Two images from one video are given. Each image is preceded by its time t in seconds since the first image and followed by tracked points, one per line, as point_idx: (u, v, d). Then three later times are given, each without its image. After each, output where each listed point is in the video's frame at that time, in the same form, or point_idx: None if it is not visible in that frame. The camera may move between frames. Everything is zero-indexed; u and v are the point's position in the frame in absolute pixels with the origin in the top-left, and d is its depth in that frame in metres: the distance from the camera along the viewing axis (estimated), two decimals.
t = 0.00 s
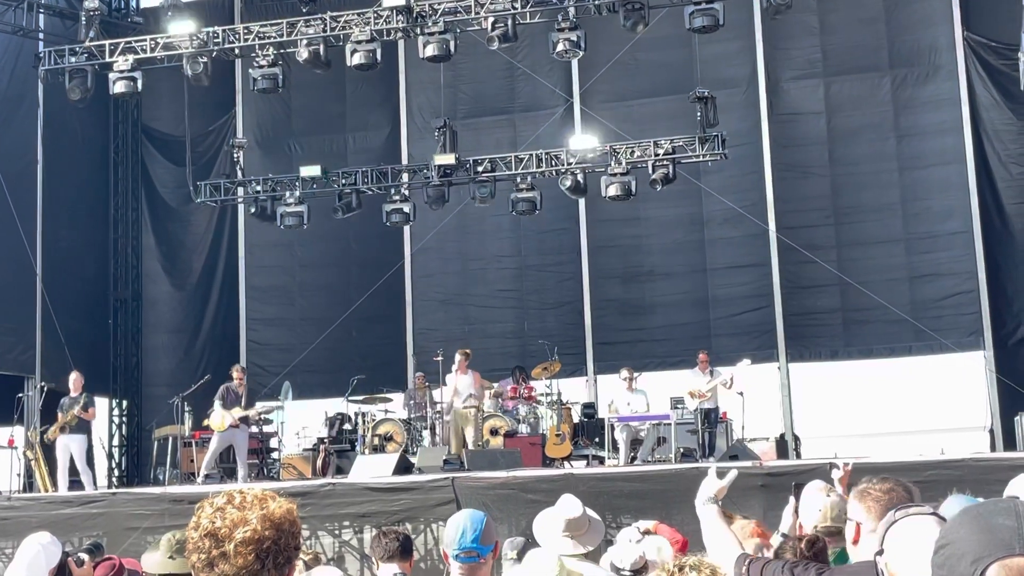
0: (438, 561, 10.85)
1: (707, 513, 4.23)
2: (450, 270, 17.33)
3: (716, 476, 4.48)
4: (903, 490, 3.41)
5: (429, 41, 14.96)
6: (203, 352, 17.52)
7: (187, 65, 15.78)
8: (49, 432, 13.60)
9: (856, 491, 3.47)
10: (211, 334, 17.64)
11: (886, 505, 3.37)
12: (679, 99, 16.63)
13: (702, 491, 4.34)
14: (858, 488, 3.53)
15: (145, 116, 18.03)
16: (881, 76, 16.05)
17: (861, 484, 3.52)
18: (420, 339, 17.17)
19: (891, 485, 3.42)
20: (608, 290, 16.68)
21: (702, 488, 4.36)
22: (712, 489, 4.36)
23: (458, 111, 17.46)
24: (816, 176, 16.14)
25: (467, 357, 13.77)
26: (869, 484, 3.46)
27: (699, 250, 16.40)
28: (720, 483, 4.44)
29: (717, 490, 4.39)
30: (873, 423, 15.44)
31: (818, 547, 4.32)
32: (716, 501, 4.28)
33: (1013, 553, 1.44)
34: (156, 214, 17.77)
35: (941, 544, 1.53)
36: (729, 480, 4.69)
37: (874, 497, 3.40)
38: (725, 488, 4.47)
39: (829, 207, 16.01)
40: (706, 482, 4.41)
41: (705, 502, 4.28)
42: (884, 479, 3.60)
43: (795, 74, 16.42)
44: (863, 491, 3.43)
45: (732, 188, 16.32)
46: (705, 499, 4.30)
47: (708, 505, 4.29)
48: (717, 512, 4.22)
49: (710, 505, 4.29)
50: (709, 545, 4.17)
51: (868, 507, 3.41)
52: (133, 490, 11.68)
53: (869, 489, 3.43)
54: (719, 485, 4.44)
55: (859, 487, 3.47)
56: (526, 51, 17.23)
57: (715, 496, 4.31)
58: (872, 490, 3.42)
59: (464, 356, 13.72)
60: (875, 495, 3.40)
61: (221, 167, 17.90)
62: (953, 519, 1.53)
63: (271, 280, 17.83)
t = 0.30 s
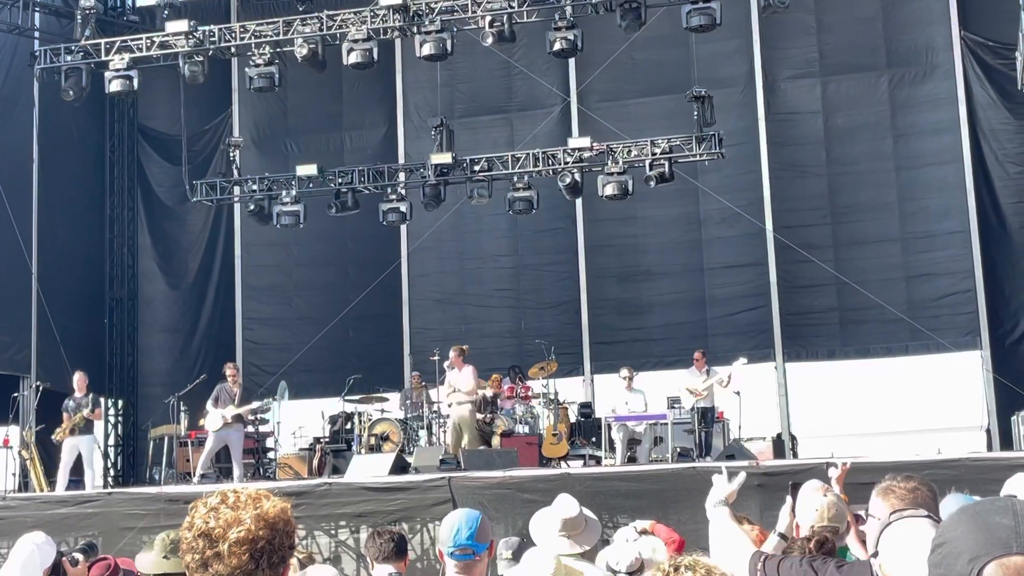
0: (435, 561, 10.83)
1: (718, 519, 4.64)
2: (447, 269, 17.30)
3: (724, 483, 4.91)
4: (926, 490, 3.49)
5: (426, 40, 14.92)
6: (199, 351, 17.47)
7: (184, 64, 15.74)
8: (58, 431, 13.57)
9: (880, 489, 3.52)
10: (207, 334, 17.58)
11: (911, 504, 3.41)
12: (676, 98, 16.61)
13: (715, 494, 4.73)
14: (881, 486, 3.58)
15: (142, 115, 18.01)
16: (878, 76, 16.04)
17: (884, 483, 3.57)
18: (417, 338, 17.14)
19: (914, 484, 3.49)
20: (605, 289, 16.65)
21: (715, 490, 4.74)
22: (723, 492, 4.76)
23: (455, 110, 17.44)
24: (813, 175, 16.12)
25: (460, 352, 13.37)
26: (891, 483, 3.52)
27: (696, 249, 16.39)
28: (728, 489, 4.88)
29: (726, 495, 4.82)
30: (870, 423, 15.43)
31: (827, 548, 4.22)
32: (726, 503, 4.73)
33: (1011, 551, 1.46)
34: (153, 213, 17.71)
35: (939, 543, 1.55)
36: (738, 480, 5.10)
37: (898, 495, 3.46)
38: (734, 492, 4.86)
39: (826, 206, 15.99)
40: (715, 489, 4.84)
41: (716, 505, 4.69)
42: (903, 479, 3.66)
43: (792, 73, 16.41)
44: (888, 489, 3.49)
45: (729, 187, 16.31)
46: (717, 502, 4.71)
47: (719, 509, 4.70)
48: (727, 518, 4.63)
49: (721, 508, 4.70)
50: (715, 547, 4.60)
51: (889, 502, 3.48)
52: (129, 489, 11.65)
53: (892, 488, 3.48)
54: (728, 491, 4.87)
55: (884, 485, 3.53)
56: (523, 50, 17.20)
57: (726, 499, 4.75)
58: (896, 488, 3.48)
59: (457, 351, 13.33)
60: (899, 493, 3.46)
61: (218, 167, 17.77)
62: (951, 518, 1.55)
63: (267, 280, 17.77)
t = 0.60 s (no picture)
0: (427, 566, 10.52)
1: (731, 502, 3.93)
2: (439, 267, 16.94)
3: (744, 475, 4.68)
4: (937, 491, 3.36)
5: (417, 32, 14.60)
6: (186, 351, 17.07)
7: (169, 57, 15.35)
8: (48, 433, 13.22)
9: (889, 490, 3.40)
10: (193, 333, 17.16)
11: (921, 504, 3.29)
12: (673, 92, 16.28)
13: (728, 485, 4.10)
14: (890, 487, 3.45)
15: (126, 110, 17.46)
16: (879, 70, 15.72)
17: (892, 483, 3.46)
18: (409, 338, 16.80)
19: (925, 486, 3.36)
20: (601, 288, 16.32)
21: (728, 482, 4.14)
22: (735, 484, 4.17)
23: (448, 104, 17.09)
24: (813, 172, 15.81)
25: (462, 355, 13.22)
26: (901, 484, 3.40)
27: (694, 247, 16.06)
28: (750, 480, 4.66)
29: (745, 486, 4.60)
30: (870, 424, 15.14)
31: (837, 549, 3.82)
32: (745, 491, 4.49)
33: (1011, 553, 1.42)
34: (138, 211, 17.18)
35: (934, 545, 1.51)
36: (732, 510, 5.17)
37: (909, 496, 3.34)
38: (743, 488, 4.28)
39: (826, 203, 15.68)
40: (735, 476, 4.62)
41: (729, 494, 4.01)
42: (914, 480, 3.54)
43: (791, 67, 16.09)
44: (897, 489, 3.37)
45: (727, 184, 15.98)
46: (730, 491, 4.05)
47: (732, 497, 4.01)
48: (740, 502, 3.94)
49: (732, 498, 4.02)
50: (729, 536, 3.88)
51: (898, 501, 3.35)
52: (113, 492, 11.29)
53: (902, 488, 3.37)
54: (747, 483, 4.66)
55: (892, 486, 3.41)
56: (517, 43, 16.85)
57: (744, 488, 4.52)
58: (906, 489, 3.36)
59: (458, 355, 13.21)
60: (910, 493, 3.34)
61: (205, 162, 17.27)
62: (947, 521, 1.51)
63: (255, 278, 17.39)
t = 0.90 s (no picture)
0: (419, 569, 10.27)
1: (720, 508, 4.23)
2: (432, 265, 16.67)
3: (732, 472, 4.45)
4: (907, 491, 3.49)
5: (409, 26, 14.31)
6: (174, 350, 16.77)
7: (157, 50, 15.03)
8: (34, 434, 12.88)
9: (862, 493, 3.54)
10: (181, 331, 16.86)
11: (891, 507, 3.43)
12: (670, 87, 16.02)
13: (719, 486, 4.35)
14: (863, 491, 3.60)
15: (113, 104, 17.07)
16: (879, 64, 15.49)
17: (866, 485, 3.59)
18: (400, 337, 16.53)
19: (896, 488, 3.49)
20: (596, 286, 16.06)
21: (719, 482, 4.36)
22: (729, 484, 4.37)
23: (441, 99, 16.81)
24: (812, 168, 15.57)
25: (463, 353, 12.96)
26: (873, 486, 3.53)
27: (691, 244, 15.81)
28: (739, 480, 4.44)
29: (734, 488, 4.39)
30: (868, 424, 14.90)
31: (839, 551, 3.68)
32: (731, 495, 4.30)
33: (1007, 556, 1.35)
34: (125, 208, 16.83)
35: (934, 548, 1.42)
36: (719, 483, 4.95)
37: (880, 500, 3.47)
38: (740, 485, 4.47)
39: (825, 200, 15.43)
40: (721, 478, 4.41)
41: (719, 496, 4.28)
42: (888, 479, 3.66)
43: (789, 62, 15.85)
44: (868, 494, 3.51)
45: (724, 180, 15.73)
46: (720, 493, 4.31)
47: (722, 500, 4.28)
48: (730, 507, 4.22)
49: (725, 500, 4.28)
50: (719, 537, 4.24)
51: (870, 506, 3.50)
52: (98, 494, 11.00)
53: (873, 492, 3.50)
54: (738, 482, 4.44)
55: (865, 489, 3.54)
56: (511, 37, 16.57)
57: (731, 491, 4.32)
58: (877, 493, 3.49)
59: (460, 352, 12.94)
60: (880, 498, 3.47)
61: (194, 157, 17.10)
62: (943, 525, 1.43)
63: (244, 276, 17.09)
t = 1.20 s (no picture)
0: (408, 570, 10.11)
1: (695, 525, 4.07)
2: (421, 261, 16.48)
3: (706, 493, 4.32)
4: (856, 490, 3.07)
5: (399, 20, 14.15)
6: (161, 347, 16.55)
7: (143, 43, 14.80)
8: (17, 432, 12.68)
9: (807, 498, 3.12)
10: (168, 328, 16.63)
11: (836, 507, 3.01)
12: (662, 82, 15.86)
13: (694, 506, 4.20)
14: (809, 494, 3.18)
15: (98, 98, 16.88)
16: (873, 59, 15.33)
17: (813, 490, 3.17)
18: (389, 334, 16.34)
19: (841, 487, 3.07)
20: (587, 283, 15.89)
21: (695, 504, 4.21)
22: (704, 506, 4.22)
23: (431, 94, 16.63)
24: (806, 164, 15.42)
25: (452, 352, 12.60)
26: (819, 488, 3.11)
27: (683, 241, 15.66)
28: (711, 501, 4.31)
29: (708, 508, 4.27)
30: (862, 422, 14.76)
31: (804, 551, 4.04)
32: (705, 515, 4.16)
33: (1004, 556, 1.44)
34: (110, 203, 16.66)
35: (930, 547, 1.53)
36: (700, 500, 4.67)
37: (827, 502, 3.05)
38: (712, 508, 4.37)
39: (818, 196, 15.29)
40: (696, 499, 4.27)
41: (692, 515, 4.11)
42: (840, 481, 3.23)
43: (783, 57, 15.69)
44: (812, 496, 3.09)
45: (717, 176, 15.57)
46: (694, 512, 4.16)
47: (696, 520, 4.13)
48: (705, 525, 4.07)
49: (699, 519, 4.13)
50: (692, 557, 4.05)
51: (816, 511, 3.07)
52: (83, 493, 10.80)
53: (819, 495, 3.08)
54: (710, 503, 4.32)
55: (811, 494, 3.12)
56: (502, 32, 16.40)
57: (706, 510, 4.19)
58: (823, 495, 3.07)
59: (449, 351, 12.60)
60: (826, 500, 3.05)
61: (181, 152, 16.86)
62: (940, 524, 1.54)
63: (230, 272, 16.88)
